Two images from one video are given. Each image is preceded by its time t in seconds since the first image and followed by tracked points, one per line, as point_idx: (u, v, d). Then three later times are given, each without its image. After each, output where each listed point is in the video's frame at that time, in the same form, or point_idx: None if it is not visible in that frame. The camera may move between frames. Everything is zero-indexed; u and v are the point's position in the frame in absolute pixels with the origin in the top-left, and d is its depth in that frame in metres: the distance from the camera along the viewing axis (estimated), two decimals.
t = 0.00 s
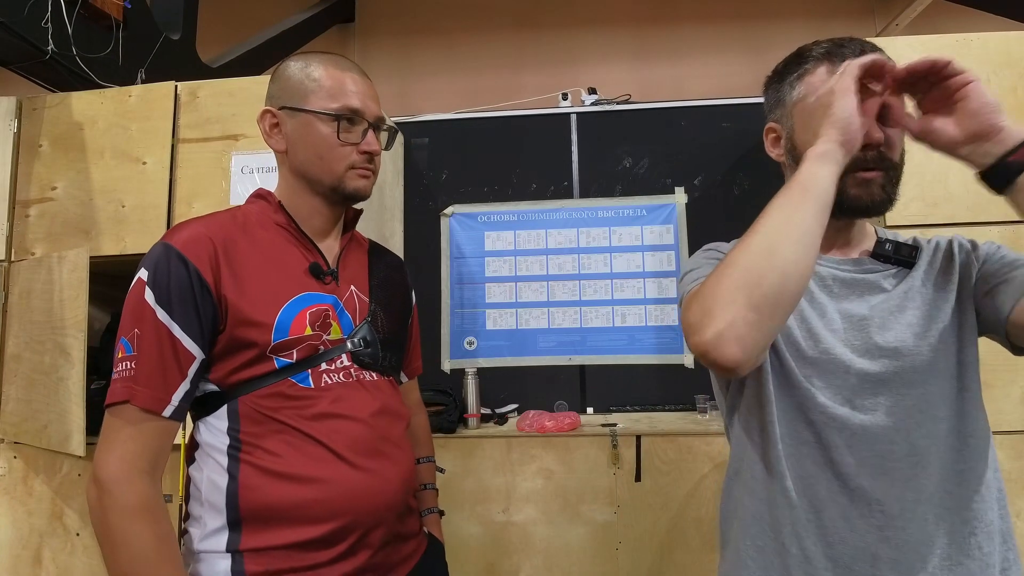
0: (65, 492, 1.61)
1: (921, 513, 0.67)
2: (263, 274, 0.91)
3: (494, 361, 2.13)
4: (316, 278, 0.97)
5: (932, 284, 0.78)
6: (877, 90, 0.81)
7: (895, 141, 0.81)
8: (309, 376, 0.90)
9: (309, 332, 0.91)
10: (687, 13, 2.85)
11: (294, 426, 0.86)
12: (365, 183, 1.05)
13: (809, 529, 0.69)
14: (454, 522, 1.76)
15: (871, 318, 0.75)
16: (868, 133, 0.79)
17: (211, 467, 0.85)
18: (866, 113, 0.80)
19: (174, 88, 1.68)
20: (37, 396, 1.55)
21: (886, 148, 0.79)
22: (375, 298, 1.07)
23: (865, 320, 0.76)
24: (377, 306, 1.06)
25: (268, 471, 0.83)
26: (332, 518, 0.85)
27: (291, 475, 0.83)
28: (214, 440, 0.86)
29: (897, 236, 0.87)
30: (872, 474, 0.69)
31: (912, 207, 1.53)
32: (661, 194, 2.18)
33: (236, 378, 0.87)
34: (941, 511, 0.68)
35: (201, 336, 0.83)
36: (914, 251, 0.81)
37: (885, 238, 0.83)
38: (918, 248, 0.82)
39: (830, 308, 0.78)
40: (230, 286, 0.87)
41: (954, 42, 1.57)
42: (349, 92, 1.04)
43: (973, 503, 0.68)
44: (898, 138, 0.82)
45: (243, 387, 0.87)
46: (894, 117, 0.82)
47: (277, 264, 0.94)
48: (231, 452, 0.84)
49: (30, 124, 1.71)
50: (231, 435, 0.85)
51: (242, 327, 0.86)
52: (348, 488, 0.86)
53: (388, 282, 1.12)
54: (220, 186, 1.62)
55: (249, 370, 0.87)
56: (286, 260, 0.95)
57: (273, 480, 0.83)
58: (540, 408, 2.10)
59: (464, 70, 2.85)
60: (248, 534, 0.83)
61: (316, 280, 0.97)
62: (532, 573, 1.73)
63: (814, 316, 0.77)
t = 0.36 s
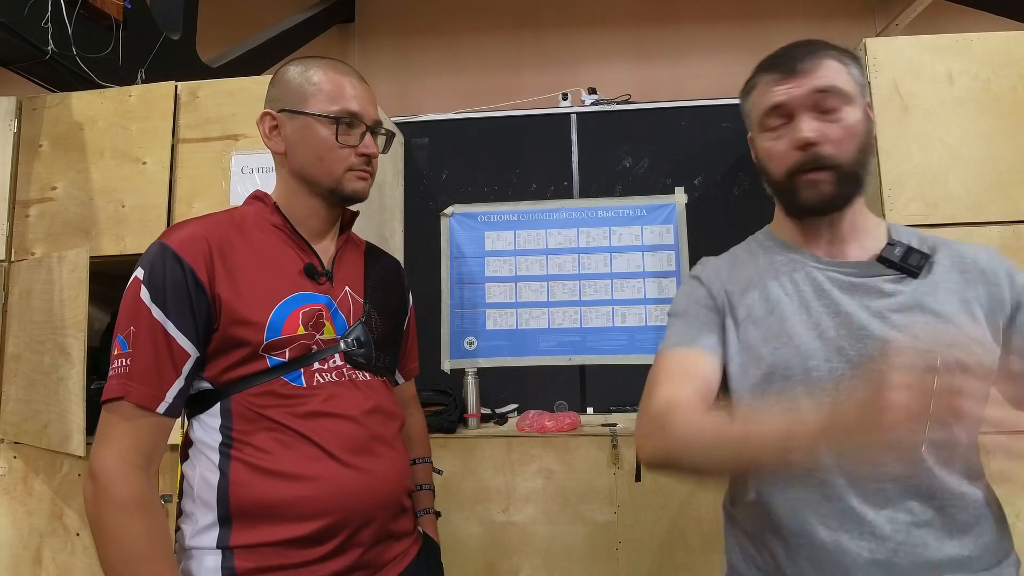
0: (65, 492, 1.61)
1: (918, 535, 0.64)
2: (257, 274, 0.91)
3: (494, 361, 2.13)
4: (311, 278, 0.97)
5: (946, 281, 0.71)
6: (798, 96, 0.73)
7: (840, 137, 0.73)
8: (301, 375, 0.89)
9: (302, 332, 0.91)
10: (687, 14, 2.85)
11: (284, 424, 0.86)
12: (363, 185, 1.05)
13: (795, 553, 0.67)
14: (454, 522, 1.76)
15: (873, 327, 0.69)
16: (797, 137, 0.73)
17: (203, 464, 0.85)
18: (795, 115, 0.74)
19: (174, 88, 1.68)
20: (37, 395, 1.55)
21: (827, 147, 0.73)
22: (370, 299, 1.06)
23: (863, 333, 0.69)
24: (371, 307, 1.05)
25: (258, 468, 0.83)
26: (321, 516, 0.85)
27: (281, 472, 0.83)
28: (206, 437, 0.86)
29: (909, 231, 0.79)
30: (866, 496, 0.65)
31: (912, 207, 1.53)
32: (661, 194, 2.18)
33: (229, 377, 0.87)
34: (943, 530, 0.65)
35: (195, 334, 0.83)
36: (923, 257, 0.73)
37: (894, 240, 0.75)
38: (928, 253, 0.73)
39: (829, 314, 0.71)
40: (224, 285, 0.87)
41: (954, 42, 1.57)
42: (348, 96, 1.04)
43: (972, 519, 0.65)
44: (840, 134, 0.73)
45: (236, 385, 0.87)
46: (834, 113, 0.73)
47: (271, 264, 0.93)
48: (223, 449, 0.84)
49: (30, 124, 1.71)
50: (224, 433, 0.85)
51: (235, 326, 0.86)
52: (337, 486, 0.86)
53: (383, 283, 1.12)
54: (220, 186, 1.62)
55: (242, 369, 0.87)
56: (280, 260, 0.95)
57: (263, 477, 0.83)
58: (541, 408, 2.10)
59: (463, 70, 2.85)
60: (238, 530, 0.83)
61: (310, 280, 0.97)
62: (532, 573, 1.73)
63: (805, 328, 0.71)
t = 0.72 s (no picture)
0: (65, 492, 1.61)
1: (899, 560, 0.64)
2: (253, 273, 0.91)
3: (494, 361, 2.13)
4: (307, 277, 0.97)
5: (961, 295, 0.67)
6: (746, 101, 0.78)
7: (792, 131, 0.74)
8: (298, 373, 0.90)
9: (298, 330, 0.91)
10: (687, 13, 2.85)
11: (279, 423, 0.86)
12: (357, 184, 1.05)
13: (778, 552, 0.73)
14: (454, 522, 1.76)
15: (866, 342, 0.69)
16: (752, 139, 0.77)
17: (200, 464, 0.85)
18: (753, 115, 0.78)
19: (174, 88, 1.68)
20: (37, 396, 1.55)
21: (781, 143, 0.75)
22: (367, 298, 1.06)
23: (856, 347, 0.69)
24: (369, 306, 1.05)
25: (255, 466, 0.83)
26: (317, 515, 0.85)
27: (277, 471, 0.83)
28: (204, 436, 0.86)
29: (954, 217, 0.72)
30: (845, 512, 0.67)
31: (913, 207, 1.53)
32: (661, 194, 2.18)
33: (226, 376, 0.87)
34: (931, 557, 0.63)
35: (192, 333, 0.83)
36: (944, 258, 0.68)
37: (916, 234, 0.71)
38: (953, 252, 0.68)
39: (827, 326, 0.72)
40: (220, 285, 0.87)
41: (955, 42, 1.57)
42: (339, 96, 1.04)
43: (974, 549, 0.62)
44: (793, 127, 0.74)
45: (234, 385, 0.87)
46: (785, 108, 0.74)
47: (267, 263, 0.94)
48: (221, 448, 0.85)
49: (30, 124, 1.71)
50: (221, 432, 0.85)
51: (231, 325, 0.86)
52: (332, 485, 0.86)
53: (380, 283, 1.12)
54: (220, 186, 1.62)
55: (239, 368, 0.87)
56: (276, 259, 0.95)
57: (259, 476, 0.83)
58: (540, 408, 2.10)
59: (463, 70, 2.85)
60: (236, 529, 0.83)
61: (306, 279, 0.97)
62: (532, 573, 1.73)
63: (799, 339, 0.73)
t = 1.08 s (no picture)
0: (65, 492, 1.61)
1: None
2: (252, 273, 0.91)
3: (494, 361, 2.13)
4: (306, 278, 0.97)
5: None
6: (767, 93, 0.64)
7: (827, 124, 0.59)
8: (296, 374, 0.90)
9: (296, 331, 0.91)
10: (687, 13, 2.85)
11: (277, 422, 0.86)
12: (352, 182, 1.04)
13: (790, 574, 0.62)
14: (453, 522, 1.76)
15: (902, 343, 0.55)
16: (783, 136, 0.63)
17: (199, 462, 0.85)
18: (779, 108, 0.63)
19: (174, 88, 1.68)
20: (37, 396, 1.55)
21: (818, 138, 0.60)
22: (366, 298, 1.06)
23: (888, 343, 0.56)
24: (368, 306, 1.05)
25: (253, 465, 0.83)
26: (315, 514, 0.85)
27: (275, 471, 0.83)
28: (203, 435, 0.86)
29: None
30: (861, 544, 0.55)
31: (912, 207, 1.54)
32: (661, 194, 2.18)
33: (224, 376, 0.87)
34: None
35: (190, 333, 0.83)
36: (1011, 248, 0.53)
37: (979, 219, 0.56)
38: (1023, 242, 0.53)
39: (862, 320, 0.59)
40: (218, 285, 0.87)
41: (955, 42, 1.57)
42: (334, 94, 1.05)
43: None
44: (827, 119, 0.59)
45: (233, 384, 0.87)
46: (814, 97, 0.59)
47: (266, 264, 0.94)
48: (220, 447, 0.85)
49: (30, 124, 1.71)
50: (219, 431, 0.85)
51: (230, 325, 0.86)
52: (330, 484, 0.86)
53: (380, 283, 1.11)
54: (220, 186, 1.62)
55: (238, 367, 0.87)
56: (275, 260, 0.95)
57: (258, 475, 0.83)
58: (540, 408, 2.10)
59: (464, 70, 2.85)
60: (234, 528, 0.83)
61: (305, 279, 0.97)
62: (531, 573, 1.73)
63: (822, 332, 0.62)
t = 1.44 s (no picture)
0: (65, 492, 1.61)
1: None
2: (254, 275, 0.91)
3: (494, 361, 2.13)
4: (308, 279, 0.97)
5: None
6: (831, 21, 0.61)
7: (886, 59, 0.55)
8: (298, 376, 0.90)
9: (298, 332, 0.91)
10: (687, 13, 2.85)
11: (276, 424, 0.86)
12: (354, 181, 1.04)
13: None
14: (453, 522, 1.76)
15: (958, 353, 0.50)
16: (833, 69, 0.60)
17: (200, 463, 0.85)
18: (840, 37, 0.60)
19: (174, 88, 1.68)
20: (37, 396, 1.55)
21: (872, 73, 0.57)
22: (369, 300, 1.06)
23: (944, 353, 0.51)
24: (370, 307, 1.05)
25: (253, 466, 0.83)
26: (314, 516, 0.85)
27: (275, 472, 0.84)
28: (204, 436, 0.86)
29: None
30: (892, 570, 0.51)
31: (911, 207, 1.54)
32: (661, 194, 2.18)
33: (226, 377, 0.87)
34: None
35: (193, 334, 0.83)
36: None
37: None
38: None
39: (911, 323, 0.54)
40: (221, 286, 0.87)
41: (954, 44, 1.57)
42: (335, 93, 1.05)
43: None
44: (889, 51, 0.55)
45: (234, 385, 0.87)
46: (879, 24, 0.56)
47: (268, 265, 0.94)
48: (220, 448, 0.84)
49: (30, 124, 1.71)
50: (221, 432, 0.85)
51: (232, 327, 0.86)
52: (330, 485, 0.86)
53: (383, 284, 1.11)
54: (220, 186, 1.62)
55: (239, 368, 0.87)
56: (277, 261, 0.95)
57: (257, 477, 0.83)
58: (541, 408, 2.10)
59: (464, 70, 2.85)
60: (234, 528, 0.83)
61: (308, 281, 0.97)
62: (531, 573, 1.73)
63: (864, 333, 0.57)
